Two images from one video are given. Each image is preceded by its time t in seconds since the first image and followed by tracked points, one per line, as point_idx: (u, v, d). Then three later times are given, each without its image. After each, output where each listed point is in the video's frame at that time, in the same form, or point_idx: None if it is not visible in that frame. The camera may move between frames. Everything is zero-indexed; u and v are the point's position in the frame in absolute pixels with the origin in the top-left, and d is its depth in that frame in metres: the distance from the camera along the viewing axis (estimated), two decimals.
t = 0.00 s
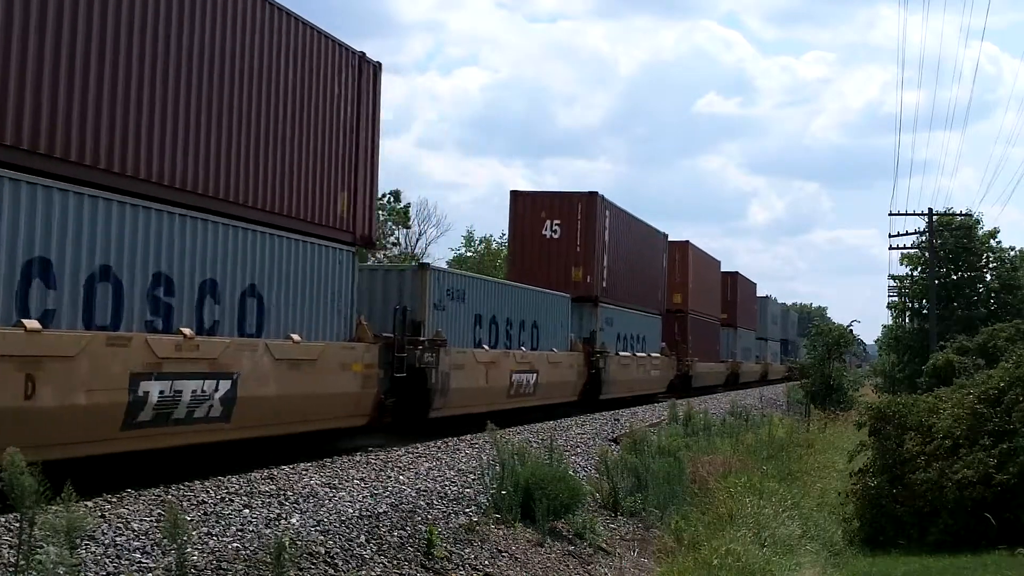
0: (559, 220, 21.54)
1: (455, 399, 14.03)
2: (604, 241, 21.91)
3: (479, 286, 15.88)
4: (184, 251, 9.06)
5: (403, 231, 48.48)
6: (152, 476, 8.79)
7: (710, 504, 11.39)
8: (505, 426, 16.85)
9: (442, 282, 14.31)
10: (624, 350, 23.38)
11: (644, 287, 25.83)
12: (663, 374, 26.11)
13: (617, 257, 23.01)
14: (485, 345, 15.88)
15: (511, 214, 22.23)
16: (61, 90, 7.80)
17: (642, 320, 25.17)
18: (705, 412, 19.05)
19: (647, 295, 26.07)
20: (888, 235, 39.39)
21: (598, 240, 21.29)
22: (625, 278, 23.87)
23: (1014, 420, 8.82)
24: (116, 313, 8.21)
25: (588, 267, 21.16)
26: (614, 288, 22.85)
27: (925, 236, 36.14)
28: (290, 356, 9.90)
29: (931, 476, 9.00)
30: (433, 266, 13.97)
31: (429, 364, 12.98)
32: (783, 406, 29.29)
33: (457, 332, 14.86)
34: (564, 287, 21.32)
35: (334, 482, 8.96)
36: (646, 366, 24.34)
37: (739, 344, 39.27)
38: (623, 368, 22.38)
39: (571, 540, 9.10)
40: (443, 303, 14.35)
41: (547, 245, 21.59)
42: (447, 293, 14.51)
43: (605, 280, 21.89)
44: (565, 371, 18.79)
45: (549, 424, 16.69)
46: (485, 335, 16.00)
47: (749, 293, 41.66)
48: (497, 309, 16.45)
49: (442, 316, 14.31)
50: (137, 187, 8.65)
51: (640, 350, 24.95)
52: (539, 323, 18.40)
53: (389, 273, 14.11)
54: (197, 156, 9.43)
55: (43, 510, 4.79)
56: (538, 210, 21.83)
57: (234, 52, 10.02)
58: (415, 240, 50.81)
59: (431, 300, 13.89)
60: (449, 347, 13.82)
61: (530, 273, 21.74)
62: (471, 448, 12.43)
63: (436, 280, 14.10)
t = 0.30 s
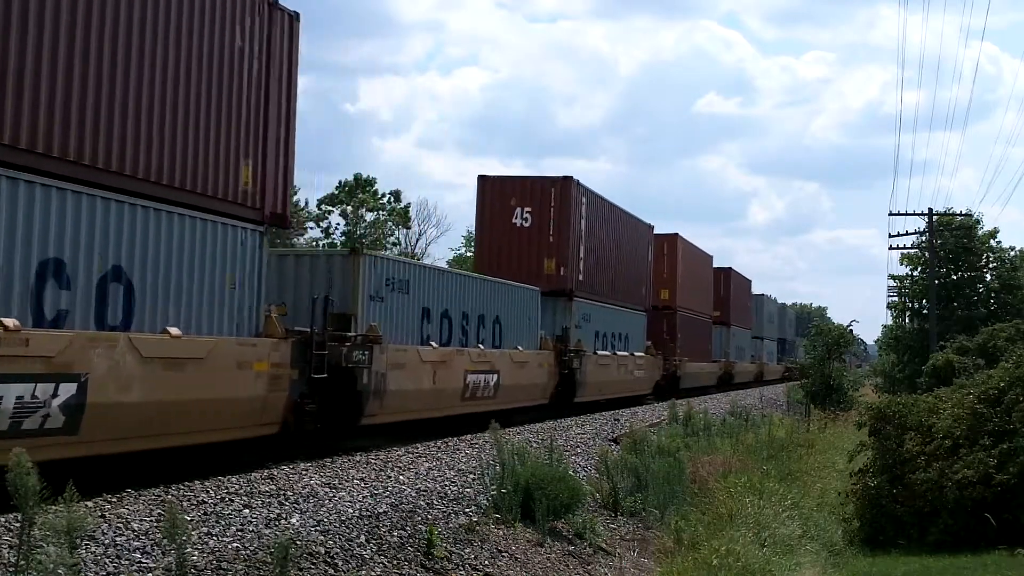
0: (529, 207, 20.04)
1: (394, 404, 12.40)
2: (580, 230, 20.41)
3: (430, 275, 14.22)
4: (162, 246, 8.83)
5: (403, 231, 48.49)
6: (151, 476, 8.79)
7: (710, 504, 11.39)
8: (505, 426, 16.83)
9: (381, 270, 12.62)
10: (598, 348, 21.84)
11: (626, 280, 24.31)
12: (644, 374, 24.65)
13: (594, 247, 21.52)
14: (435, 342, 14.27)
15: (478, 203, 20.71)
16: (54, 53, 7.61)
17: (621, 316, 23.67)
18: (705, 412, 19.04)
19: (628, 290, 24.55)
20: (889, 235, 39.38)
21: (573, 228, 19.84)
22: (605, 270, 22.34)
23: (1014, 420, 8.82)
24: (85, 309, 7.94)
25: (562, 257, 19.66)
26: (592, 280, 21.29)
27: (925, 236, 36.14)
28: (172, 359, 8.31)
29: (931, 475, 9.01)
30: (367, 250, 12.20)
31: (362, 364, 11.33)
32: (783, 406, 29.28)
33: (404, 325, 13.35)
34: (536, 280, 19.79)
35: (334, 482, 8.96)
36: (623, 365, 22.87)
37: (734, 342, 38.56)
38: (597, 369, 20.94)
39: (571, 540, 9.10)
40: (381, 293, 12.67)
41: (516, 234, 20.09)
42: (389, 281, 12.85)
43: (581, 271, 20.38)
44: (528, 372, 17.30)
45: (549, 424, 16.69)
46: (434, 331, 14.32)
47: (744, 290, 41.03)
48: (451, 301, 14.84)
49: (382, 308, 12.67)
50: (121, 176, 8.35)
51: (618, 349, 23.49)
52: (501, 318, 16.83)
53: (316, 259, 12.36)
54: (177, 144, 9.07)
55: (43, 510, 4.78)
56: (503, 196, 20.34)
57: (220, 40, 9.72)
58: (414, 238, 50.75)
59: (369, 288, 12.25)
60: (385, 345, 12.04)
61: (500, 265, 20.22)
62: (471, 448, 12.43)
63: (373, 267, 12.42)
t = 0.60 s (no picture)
0: (495, 192, 18.56)
1: (313, 411, 10.56)
2: (551, 217, 18.91)
3: (365, 262, 12.67)
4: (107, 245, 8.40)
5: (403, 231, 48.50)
6: (151, 475, 8.80)
7: (710, 504, 11.39)
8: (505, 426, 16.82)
9: (299, 254, 11.07)
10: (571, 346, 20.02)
11: (604, 273, 22.76)
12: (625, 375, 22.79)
13: (568, 236, 20.04)
14: (370, 338, 12.71)
15: (439, 188, 19.09)
16: None
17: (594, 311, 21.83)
18: (705, 412, 19.03)
19: (606, 284, 22.94)
20: (889, 235, 39.39)
21: (542, 213, 18.35)
22: (580, 262, 20.79)
23: (1014, 419, 8.82)
24: (19, 299, 7.41)
25: (530, 246, 18.16)
26: (564, 272, 19.74)
27: (925, 236, 36.16)
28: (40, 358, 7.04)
29: (931, 475, 9.01)
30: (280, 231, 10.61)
31: (267, 363, 9.59)
32: (783, 406, 29.26)
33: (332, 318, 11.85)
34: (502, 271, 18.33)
35: (334, 482, 8.96)
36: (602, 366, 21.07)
37: (726, 341, 37.70)
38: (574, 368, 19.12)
39: (571, 540, 9.10)
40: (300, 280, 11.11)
41: (480, 221, 18.64)
42: (310, 268, 11.29)
43: (552, 262, 18.89)
44: (490, 371, 15.41)
45: (549, 424, 16.68)
46: (370, 326, 12.75)
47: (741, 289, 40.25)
48: (392, 292, 13.26)
49: (301, 300, 11.15)
50: None
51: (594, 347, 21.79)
52: (456, 312, 15.32)
53: (218, 239, 10.65)
54: (86, 122, 8.20)
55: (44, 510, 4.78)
56: (467, 181, 18.87)
57: (150, 17, 9.02)
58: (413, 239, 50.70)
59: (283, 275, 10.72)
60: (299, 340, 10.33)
61: (464, 256, 18.74)
62: (471, 448, 12.42)
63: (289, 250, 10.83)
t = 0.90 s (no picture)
0: (453, 173, 16.50)
1: (197, 420, 8.86)
2: (516, 201, 16.97)
3: (277, 245, 10.75)
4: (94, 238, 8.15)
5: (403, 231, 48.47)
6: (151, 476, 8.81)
7: (710, 503, 11.39)
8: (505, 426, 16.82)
9: (186, 231, 9.19)
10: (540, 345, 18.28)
11: (587, 269, 21.36)
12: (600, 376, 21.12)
13: (537, 223, 18.05)
14: (282, 334, 10.82)
15: (389, 168, 16.88)
16: None
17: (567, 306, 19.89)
18: (705, 412, 19.03)
19: (581, 277, 20.93)
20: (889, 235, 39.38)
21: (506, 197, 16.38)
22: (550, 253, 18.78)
23: (1014, 420, 8.82)
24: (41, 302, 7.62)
25: (491, 234, 16.21)
26: (532, 263, 17.77)
27: (924, 236, 36.17)
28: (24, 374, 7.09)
29: (931, 476, 9.02)
30: (169, 207, 8.93)
31: (134, 363, 8.04)
32: (783, 406, 29.25)
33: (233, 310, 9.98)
34: (459, 261, 16.33)
35: (334, 482, 8.96)
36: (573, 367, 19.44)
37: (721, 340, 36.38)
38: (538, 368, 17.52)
39: (571, 540, 9.10)
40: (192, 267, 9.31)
41: (435, 206, 16.61)
42: (204, 249, 9.49)
43: (516, 251, 16.94)
44: (433, 376, 13.59)
45: (549, 424, 16.69)
46: (283, 321, 10.86)
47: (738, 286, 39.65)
48: (312, 281, 11.38)
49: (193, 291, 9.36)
50: None
51: (568, 346, 20.00)
52: (397, 307, 13.41)
53: (82, 213, 8.73)
54: None
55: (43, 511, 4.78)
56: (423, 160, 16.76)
57: None
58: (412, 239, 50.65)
59: (170, 263, 9.01)
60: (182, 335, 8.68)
61: (417, 243, 16.64)
62: (471, 448, 12.43)
63: (176, 229, 9.07)
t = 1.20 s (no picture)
0: (402, 151, 14.90)
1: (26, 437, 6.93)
2: (472, 183, 15.41)
3: (168, 223, 9.23)
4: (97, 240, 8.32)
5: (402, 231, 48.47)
6: (151, 476, 8.81)
7: (710, 503, 11.39)
8: (505, 426, 16.80)
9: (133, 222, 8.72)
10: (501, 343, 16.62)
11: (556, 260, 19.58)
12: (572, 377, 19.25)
13: (499, 208, 16.53)
14: (159, 329, 9.09)
15: (332, 147, 15.23)
16: None
17: (534, 300, 18.29)
18: (705, 412, 19.02)
19: (552, 269, 19.33)
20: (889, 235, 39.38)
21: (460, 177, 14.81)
22: (515, 242, 17.25)
23: (1014, 420, 8.81)
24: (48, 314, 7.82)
25: (444, 218, 14.65)
26: (493, 252, 16.24)
27: (925, 236, 36.17)
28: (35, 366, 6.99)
29: (931, 476, 9.02)
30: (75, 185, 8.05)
31: None
32: (783, 406, 29.26)
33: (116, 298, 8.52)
34: (408, 248, 14.76)
35: (334, 482, 8.96)
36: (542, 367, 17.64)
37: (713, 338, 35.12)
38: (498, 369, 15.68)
39: (571, 540, 9.10)
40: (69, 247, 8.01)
41: (381, 188, 14.97)
42: (83, 226, 8.15)
43: (475, 238, 15.39)
44: (366, 373, 11.53)
45: (549, 424, 16.69)
46: (162, 314, 9.13)
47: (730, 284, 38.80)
48: (214, 268, 9.85)
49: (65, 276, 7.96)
50: None
51: (533, 343, 18.33)
52: (333, 298, 11.99)
53: None
54: None
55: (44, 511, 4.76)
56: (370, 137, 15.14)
57: None
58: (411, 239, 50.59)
59: (46, 240, 7.78)
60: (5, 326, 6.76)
61: (362, 229, 15.03)
62: (471, 448, 12.43)
63: (77, 207, 8.10)
